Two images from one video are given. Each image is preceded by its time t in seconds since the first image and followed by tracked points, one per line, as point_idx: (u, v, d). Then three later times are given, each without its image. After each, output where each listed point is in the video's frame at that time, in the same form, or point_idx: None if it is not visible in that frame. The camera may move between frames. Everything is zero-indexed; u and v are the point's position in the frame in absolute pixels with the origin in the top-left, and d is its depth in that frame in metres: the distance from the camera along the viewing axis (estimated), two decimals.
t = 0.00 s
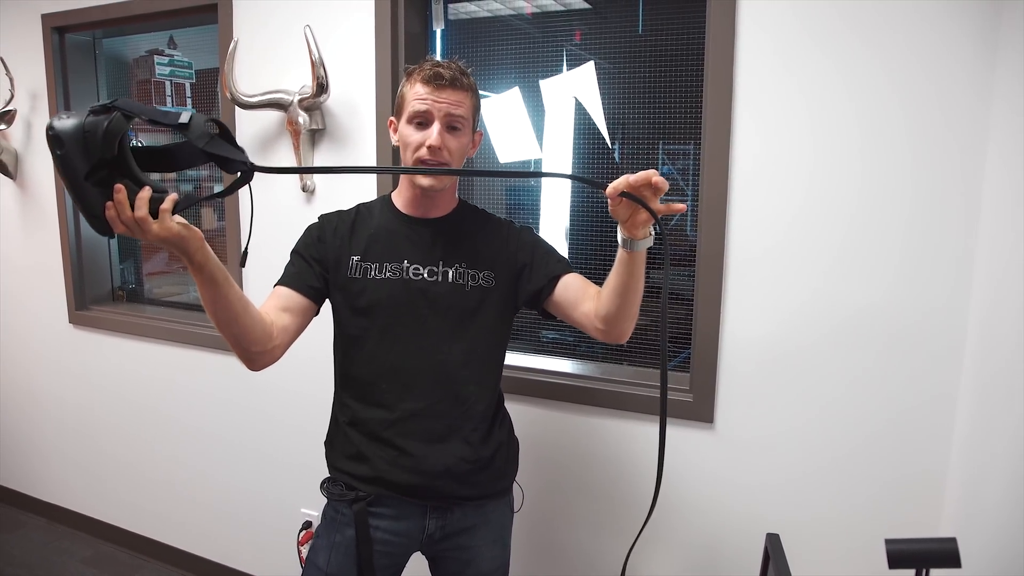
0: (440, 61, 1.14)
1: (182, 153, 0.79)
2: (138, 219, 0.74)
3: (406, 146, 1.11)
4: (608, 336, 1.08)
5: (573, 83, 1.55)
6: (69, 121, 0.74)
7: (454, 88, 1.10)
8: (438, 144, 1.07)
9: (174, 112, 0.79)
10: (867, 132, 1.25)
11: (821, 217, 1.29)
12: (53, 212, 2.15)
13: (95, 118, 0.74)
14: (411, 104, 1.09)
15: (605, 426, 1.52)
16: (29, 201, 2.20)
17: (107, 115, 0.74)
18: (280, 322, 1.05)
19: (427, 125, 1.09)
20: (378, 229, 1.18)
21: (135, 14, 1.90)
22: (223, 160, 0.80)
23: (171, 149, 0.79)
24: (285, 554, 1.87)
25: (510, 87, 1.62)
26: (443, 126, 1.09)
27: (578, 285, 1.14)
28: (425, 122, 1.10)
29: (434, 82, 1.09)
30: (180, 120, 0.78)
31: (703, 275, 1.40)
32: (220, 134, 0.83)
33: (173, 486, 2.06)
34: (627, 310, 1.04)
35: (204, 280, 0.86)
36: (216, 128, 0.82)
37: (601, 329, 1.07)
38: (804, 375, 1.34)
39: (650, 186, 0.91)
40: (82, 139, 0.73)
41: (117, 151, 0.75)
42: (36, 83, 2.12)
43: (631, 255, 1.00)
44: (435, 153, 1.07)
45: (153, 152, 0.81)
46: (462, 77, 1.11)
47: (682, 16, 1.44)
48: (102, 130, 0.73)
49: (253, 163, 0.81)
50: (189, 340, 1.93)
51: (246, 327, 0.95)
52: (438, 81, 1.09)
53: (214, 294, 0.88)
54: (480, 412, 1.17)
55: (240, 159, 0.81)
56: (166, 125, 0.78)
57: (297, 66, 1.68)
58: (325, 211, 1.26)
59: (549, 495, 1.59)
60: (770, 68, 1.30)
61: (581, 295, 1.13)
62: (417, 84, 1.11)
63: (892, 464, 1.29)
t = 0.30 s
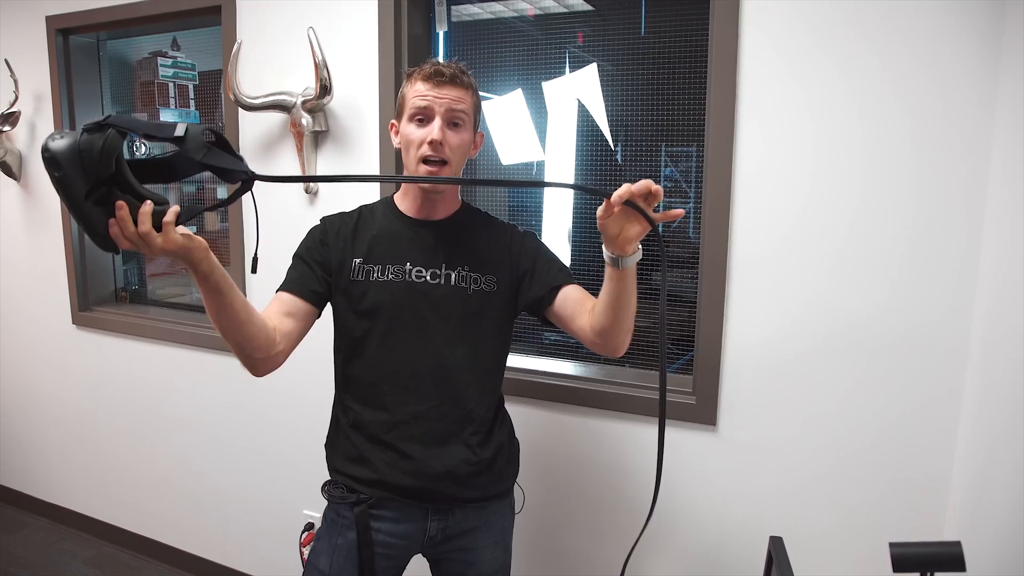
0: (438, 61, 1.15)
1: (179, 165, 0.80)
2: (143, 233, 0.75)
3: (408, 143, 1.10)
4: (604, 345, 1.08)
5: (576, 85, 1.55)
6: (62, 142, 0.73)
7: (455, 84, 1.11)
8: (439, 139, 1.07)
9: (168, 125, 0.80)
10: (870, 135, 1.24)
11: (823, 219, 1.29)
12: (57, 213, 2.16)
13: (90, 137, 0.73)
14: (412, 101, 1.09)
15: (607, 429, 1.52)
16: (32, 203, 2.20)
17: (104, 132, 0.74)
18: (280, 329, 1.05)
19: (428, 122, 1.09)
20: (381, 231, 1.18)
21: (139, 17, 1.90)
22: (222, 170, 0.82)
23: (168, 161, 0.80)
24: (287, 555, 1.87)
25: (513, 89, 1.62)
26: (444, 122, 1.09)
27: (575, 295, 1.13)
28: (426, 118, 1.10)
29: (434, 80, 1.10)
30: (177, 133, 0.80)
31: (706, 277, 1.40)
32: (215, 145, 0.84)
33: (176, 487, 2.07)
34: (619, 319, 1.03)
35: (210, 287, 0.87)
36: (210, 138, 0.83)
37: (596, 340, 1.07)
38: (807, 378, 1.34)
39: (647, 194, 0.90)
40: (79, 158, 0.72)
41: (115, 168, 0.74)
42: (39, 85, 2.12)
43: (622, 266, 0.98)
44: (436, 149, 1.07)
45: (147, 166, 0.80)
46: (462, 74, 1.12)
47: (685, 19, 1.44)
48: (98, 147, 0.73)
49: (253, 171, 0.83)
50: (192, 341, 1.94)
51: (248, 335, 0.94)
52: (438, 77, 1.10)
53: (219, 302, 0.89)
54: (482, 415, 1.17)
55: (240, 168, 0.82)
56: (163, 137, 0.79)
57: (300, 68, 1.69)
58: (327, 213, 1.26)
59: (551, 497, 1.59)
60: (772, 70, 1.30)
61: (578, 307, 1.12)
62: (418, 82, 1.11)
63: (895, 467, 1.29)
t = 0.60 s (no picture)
0: (441, 60, 1.15)
1: (192, 150, 0.80)
2: (149, 213, 0.74)
3: (412, 143, 1.11)
4: (601, 354, 1.07)
5: (579, 87, 1.55)
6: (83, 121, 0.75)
7: (458, 83, 1.11)
8: (444, 139, 1.07)
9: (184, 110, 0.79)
10: (873, 137, 1.24)
11: (827, 222, 1.29)
12: (61, 215, 2.16)
13: (109, 117, 0.75)
14: (416, 101, 1.10)
15: (611, 433, 1.51)
16: (37, 204, 2.21)
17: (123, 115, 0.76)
18: (285, 330, 1.06)
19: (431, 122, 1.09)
20: (385, 231, 1.17)
21: (144, 19, 1.91)
22: (233, 155, 0.81)
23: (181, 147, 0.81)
24: (289, 557, 1.87)
25: (516, 91, 1.62)
26: (447, 121, 1.09)
27: (569, 305, 1.14)
28: (429, 119, 1.10)
29: (437, 79, 1.10)
30: (189, 117, 0.78)
31: (710, 279, 1.39)
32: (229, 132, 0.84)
33: (178, 488, 2.07)
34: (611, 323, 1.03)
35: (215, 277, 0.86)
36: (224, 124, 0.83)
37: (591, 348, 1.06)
38: (811, 382, 1.33)
39: (626, 180, 0.96)
40: (95, 136, 0.74)
41: (129, 150, 0.76)
42: (45, 87, 2.13)
43: (607, 264, 1.00)
44: (440, 149, 1.07)
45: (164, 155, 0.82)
46: (465, 73, 1.12)
47: (688, 21, 1.44)
48: (115, 128, 0.75)
49: (261, 157, 0.82)
50: (195, 343, 1.94)
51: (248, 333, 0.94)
52: (441, 77, 1.10)
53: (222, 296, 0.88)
54: (484, 417, 1.17)
55: (248, 153, 0.82)
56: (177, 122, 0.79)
57: (304, 70, 1.69)
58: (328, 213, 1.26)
59: (554, 501, 1.59)
60: (777, 72, 1.30)
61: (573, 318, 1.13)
62: (421, 82, 1.11)
63: (900, 471, 1.28)
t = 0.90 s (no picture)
0: (442, 81, 1.15)
1: (198, 190, 0.80)
2: (153, 256, 0.75)
3: (412, 167, 1.12)
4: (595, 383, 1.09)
5: (581, 102, 1.56)
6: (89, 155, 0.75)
7: (457, 106, 1.11)
8: (443, 165, 1.08)
9: (195, 150, 0.79)
10: (875, 151, 1.25)
11: (830, 236, 1.29)
12: (66, 229, 2.17)
13: (114, 155, 0.74)
14: (416, 125, 1.10)
15: (614, 447, 1.51)
16: (42, 219, 2.22)
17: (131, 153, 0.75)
18: (288, 352, 1.06)
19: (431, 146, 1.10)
20: (388, 249, 1.18)
21: (149, 36, 1.93)
22: (240, 200, 0.81)
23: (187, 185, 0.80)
24: (293, 571, 1.86)
25: (519, 106, 1.63)
26: (448, 145, 1.10)
27: (574, 327, 1.15)
28: (429, 143, 1.11)
29: (437, 103, 1.10)
30: (200, 159, 0.79)
31: (712, 294, 1.39)
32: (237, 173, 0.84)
33: (182, 503, 2.06)
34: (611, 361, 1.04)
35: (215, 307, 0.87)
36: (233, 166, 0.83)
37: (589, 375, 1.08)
38: (815, 395, 1.33)
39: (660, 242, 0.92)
40: (100, 173, 0.73)
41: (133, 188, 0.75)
42: (51, 103, 2.15)
43: (624, 310, 1.00)
44: (440, 175, 1.08)
45: (169, 190, 0.82)
46: (466, 95, 1.12)
47: (688, 36, 1.45)
48: (120, 167, 0.74)
49: (269, 205, 0.82)
50: (199, 357, 1.94)
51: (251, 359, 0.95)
52: (440, 100, 1.10)
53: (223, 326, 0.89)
54: (487, 434, 1.17)
55: (257, 200, 0.82)
56: (185, 162, 0.79)
57: (308, 86, 1.71)
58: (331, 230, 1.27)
59: (557, 515, 1.58)
60: (781, 87, 1.31)
61: (578, 339, 1.13)
62: (420, 105, 1.11)
63: (906, 485, 1.28)
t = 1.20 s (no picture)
0: (447, 88, 1.15)
1: (213, 178, 0.81)
2: (165, 238, 0.75)
3: (417, 174, 1.12)
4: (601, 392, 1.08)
5: (585, 109, 1.56)
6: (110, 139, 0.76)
7: (462, 113, 1.11)
8: (448, 172, 1.08)
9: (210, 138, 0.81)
10: (879, 158, 1.25)
11: (834, 243, 1.29)
12: (71, 236, 2.18)
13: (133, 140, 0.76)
14: (420, 132, 1.11)
15: (618, 453, 1.51)
16: (47, 226, 2.23)
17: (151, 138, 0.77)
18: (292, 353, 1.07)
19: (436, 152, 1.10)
20: (394, 255, 1.18)
21: (154, 43, 1.94)
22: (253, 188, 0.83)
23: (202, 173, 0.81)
24: None
25: (522, 113, 1.64)
26: (453, 152, 1.10)
27: (576, 336, 1.16)
28: (434, 149, 1.11)
29: (442, 110, 1.10)
30: (217, 145, 0.80)
31: (717, 299, 1.40)
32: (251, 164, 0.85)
33: (185, 509, 2.06)
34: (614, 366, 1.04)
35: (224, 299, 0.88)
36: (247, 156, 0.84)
37: (592, 384, 1.08)
38: (820, 402, 1.33)
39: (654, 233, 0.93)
40: (119, 156, 0.74)
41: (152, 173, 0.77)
42: (57, 110, 2.16)
43: (624, 307, 1.00)
44: (445, 181, 1.08)
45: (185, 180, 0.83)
46: (470, 102, 1.12)
47: (692, 43, 1.45)
48: (139, 151, 0.75)
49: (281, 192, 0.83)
50: (203, 363, 1.95)
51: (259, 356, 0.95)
52: (445, 108, 1.10)
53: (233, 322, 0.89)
54: (490, 440, 1.17)
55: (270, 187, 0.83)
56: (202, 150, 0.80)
57: (313, 93, 1.71)
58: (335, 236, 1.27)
59: (560, 522, 1.58)
60: (785, 94, 1.31)
61: (580, 349, 1.14)
62: (425, 112, 1.12)
63: (911, 492, 1.27)
